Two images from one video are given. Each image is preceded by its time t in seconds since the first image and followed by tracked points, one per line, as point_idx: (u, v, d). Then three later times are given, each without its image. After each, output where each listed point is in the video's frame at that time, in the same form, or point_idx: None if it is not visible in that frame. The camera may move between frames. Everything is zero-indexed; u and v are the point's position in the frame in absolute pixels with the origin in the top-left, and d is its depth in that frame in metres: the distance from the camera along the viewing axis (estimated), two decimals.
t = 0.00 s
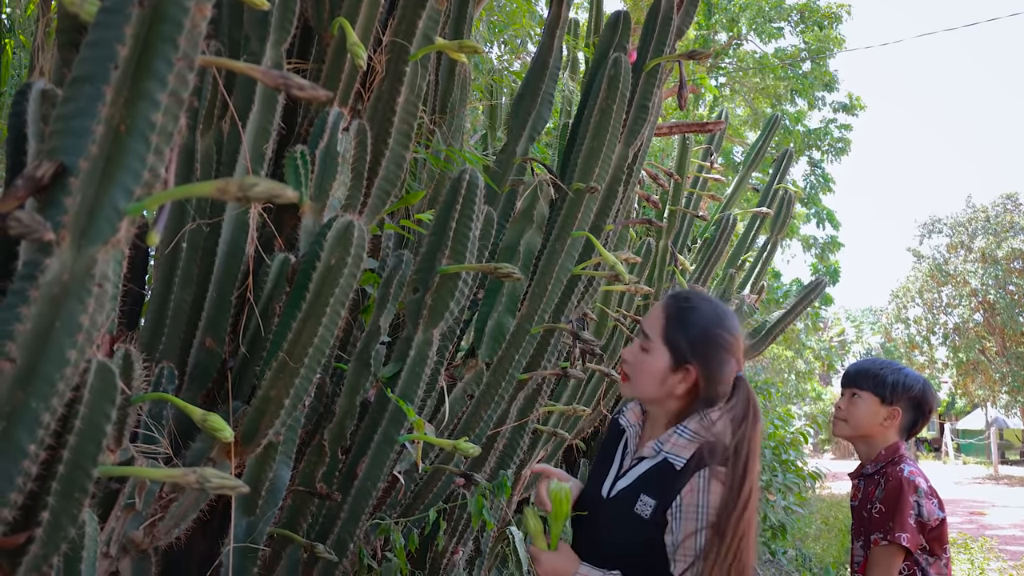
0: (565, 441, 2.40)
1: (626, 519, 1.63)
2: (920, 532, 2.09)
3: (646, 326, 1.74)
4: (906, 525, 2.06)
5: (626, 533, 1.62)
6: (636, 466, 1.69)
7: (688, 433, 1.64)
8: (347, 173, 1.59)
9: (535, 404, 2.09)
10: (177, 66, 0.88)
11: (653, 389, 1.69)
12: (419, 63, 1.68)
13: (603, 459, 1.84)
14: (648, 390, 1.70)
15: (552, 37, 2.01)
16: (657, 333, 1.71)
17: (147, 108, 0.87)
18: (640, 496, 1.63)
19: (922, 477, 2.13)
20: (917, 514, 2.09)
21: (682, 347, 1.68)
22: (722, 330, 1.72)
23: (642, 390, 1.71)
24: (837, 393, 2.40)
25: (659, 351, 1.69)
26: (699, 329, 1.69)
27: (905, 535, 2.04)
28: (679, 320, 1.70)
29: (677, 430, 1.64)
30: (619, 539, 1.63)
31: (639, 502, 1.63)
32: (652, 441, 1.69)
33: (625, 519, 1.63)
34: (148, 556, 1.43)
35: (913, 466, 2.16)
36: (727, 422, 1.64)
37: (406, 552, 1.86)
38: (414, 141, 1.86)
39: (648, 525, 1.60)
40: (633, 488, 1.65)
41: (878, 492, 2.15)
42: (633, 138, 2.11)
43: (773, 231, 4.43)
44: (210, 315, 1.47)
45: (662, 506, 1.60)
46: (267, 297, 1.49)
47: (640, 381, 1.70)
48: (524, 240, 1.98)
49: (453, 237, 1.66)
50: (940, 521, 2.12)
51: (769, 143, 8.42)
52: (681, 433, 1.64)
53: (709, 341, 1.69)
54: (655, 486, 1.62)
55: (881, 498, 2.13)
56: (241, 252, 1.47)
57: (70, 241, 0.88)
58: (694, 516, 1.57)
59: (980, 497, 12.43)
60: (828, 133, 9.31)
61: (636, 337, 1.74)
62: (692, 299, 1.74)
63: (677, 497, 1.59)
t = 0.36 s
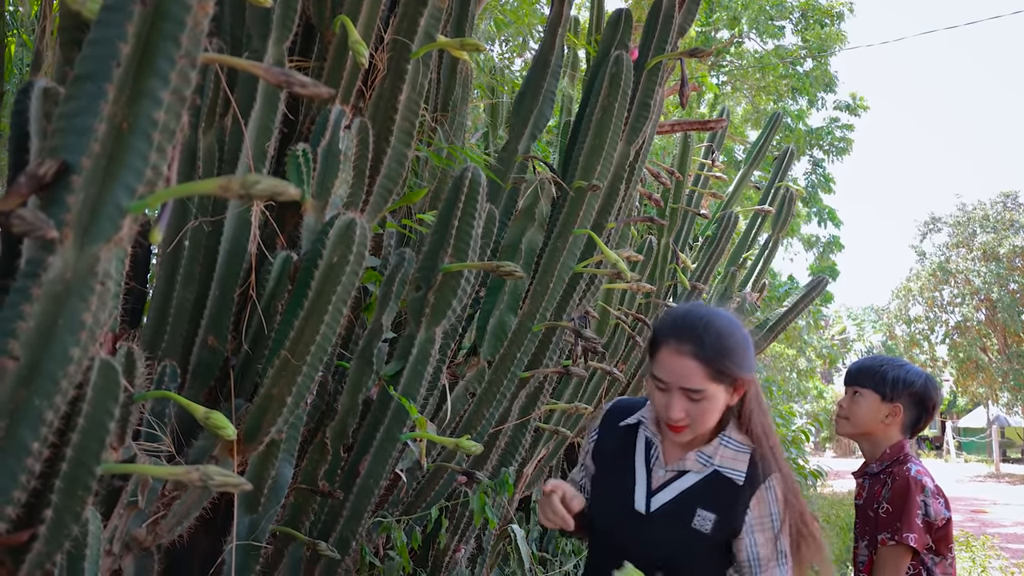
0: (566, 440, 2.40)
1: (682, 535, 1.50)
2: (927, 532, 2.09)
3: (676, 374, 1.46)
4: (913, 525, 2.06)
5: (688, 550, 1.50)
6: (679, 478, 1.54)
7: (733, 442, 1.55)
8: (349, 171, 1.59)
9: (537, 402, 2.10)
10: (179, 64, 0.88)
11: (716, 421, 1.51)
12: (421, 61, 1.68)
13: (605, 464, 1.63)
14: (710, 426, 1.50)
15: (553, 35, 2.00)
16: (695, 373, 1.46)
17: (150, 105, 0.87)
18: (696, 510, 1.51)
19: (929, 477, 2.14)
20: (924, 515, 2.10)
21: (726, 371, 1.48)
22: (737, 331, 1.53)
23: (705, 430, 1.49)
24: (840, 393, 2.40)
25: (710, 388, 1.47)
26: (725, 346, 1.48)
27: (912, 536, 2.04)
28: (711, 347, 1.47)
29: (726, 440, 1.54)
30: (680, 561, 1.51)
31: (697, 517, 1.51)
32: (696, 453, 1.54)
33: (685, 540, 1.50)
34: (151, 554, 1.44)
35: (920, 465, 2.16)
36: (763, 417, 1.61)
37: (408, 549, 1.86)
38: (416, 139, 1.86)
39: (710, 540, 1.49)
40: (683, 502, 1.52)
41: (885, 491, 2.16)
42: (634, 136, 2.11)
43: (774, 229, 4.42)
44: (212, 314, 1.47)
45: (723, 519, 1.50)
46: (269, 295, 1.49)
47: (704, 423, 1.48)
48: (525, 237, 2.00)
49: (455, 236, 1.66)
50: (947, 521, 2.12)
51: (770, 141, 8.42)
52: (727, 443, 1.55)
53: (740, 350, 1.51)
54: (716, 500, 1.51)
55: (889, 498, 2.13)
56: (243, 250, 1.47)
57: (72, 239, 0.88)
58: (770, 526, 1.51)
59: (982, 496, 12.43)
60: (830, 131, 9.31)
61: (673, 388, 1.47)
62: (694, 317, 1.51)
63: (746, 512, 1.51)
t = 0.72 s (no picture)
0: (569, 426, 2.41)
1: (714, 526, 1.56)
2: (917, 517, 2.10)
3: (687, 379, 1.47)
4: (899, 510, 2.07)
5: (718, 539, 1.56)
6: (702, 471, 1.61)
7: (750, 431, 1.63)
8: (352, 156, 1.59)
9: (540, 388, 2.10)
10: (184, 46, 0.88)
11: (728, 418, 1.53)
12: (424, 46, 1.68)
13: (620, 462, 1.67)
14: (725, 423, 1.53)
15: (557, 20, 1.99)
16: (708, 378, 1.47)
17: (154, 88, 0.87)
18: (726, 500, 1.58)
19: (920, 463, 2.14)
20: (913, 500, 2.10)
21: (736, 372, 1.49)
22: (740, 326, 1.54)
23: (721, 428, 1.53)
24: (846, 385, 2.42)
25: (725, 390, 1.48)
26: (732, 345, 1.48)
27: (898, 520, 2.06)
28: (721, 350, 1.47)
29: (747, 430, 1.62)
30: (711, 552, 1.56)
31: (727, 507, 1.58)
32: (718, 446, 1.61)
33: (717, 530, 1.56)
34: (157, 538, 1.45)
35: (912, 451, 2.16)
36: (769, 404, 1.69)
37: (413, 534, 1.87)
38: (418, 125, 1.86)
39: (740, 528, 1.57)
40: (712, 493, 1.59)
41: (876, 476, 2.17)
42: (638, 122, 2.11)
43: (778, 217, 4.41)
44: (217, 300, 1.47)
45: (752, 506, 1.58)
46: (273, 280, 1.50)
47: (720, 423, 1.51)
48: (529, 223, 2.00)
49: (458, 221, 1.66)
50: (942, 507, 2.14)
51: (773, 129, 8.39)
52: (746, 432, 1.62)
53: (745, 345, 1.52)
54: (741, 489, 1.59)
55: (877, 482, 2.15)
56: (248, 235, 1.47)
57: (78, 221, 0.88)
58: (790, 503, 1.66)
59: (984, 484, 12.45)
60: (833, 119, 9.28)
61: (686, 394, 1.47)
62: (698, 317, 1.51)
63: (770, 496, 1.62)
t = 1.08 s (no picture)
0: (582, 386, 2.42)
1: (736, 488, 1.56)
2: (921, 468, 2.12)
3: (698, 329, 1.47)
4: (899, 458, 2.11)
5: (741, 501, 1.55)
6: (721, 434, 1.59)
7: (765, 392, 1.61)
8: (366, 114, 1.58)
9: (553, 348, 2.11)
10: None
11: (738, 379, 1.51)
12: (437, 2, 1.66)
13: (635, 425, 1.62)
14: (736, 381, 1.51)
15: None
16: (719, 329, 1.47)
17: (172, 39, 0.87)
18: (747, 462, 1.57)
19: (929, 416, 2.14)
20: (917, 451, 2.12)
21: (749, 327, 1.49)
22: (758, 284, 1.53)
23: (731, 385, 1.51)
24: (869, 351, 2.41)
25: (735, 344, 1.48)
26: (746, 300, 1.48)
27: (895, 467, 2.10)
28: (734, 302, 1.47)
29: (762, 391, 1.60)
30: (733, 514, 1.55)
31: (748, 469, 1.57)
32: (734, 408, 1.60)
33: (740, 492, 1.55)
34: (176, 493, 1.47)
35: (922, 405, 2.17)
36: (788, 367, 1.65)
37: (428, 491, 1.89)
38: (432, 82, 1.85)
39: (762, 489, 1.57)
40: (733, 455, 1.57)
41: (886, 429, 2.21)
42: (652, 79, 2.09)
43: (792, 178, 4.38)
44: (233, 257, 1.47)
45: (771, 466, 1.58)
46: (289, 237, 1.51)
47: (730, 379, 1.50)
48: (542, 181, 2.00)
49: (472, 179, 1.66)
50: (952, 461, 2.12)
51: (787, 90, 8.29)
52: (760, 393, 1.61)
53: (758, 304, 1.51)
54: (761, 449, 1.58)
55: (886, 433, 2.19)
56: (262, 194, 1.47)
57: (98, 173, 0.88)
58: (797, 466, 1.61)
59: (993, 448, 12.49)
60: (847, 80, 9.17)
61: (696, 343, 1.47)
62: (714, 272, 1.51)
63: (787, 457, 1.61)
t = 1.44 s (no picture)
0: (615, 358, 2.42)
1: (745, 474, 1.49)
2: (949, 437, 2.07)
3: (702, 273, 1.48)
4: (926, 428, 2.07)
5: (751, 488, 1.49)
6: (732, 417, 1.52)
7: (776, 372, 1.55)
8: (401, 84, 1.57)
9: (587, 320, 2.10)
10: None
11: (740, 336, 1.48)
12: None
13: (643, 408, 1.55)
14: (736, 340, 1.48)
15: None
16: (723, 275, 1.47)
17: (213, 6, 0.86)
18: (758, 448, 1.50)
19: (955, 384, 2.10)
20: (945, 420, 2.07)
21: (755, 281, 1.48)
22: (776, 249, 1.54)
23: (729, 343, 1.47)
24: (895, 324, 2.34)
25: (737, 294, 1.46)
26: (758, 251, 1.49)
27: (922, 437, 2.06)
28: (741, 251, 1.48)
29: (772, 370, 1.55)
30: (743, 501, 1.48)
31: (758, 455, 1.50)
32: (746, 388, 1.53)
33: (749, 479, 1.48)
34: (215, 461, 1.49)
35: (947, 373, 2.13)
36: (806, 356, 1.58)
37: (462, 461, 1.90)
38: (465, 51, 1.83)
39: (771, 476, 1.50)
40: (745, 440, 1.50)
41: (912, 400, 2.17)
42: (688, 47, 2.05)
43: (826, 148, 4.32)
44: (270, 228, 1.48)
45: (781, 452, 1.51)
46: (325, 208, 1.52)
47: (727, 334, 1.47)
48: (576, 151, 1.95)
49: (507, 148, 1.65)
50: (980, 428, 2.07)
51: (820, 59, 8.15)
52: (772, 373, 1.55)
53: (767, 260, 1.50)
54: (771, 434, 1.52)
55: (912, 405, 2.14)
56: (299, 163, 1.48)
57: (141, 141, 0.88)
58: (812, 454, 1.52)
59: None
60: (882, 49, 8.99)
61: (697, 287, 1.48)
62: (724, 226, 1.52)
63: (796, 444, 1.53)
